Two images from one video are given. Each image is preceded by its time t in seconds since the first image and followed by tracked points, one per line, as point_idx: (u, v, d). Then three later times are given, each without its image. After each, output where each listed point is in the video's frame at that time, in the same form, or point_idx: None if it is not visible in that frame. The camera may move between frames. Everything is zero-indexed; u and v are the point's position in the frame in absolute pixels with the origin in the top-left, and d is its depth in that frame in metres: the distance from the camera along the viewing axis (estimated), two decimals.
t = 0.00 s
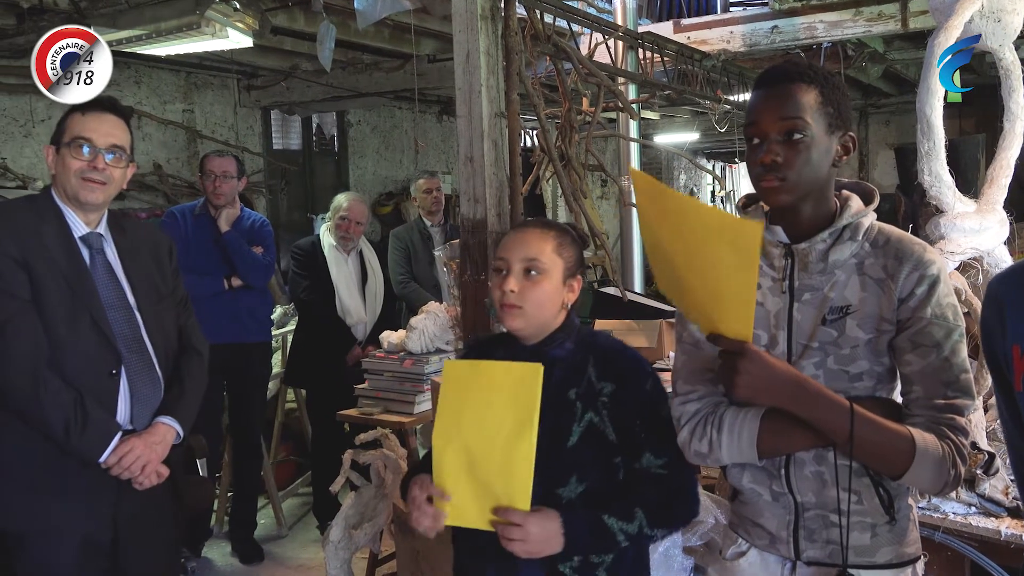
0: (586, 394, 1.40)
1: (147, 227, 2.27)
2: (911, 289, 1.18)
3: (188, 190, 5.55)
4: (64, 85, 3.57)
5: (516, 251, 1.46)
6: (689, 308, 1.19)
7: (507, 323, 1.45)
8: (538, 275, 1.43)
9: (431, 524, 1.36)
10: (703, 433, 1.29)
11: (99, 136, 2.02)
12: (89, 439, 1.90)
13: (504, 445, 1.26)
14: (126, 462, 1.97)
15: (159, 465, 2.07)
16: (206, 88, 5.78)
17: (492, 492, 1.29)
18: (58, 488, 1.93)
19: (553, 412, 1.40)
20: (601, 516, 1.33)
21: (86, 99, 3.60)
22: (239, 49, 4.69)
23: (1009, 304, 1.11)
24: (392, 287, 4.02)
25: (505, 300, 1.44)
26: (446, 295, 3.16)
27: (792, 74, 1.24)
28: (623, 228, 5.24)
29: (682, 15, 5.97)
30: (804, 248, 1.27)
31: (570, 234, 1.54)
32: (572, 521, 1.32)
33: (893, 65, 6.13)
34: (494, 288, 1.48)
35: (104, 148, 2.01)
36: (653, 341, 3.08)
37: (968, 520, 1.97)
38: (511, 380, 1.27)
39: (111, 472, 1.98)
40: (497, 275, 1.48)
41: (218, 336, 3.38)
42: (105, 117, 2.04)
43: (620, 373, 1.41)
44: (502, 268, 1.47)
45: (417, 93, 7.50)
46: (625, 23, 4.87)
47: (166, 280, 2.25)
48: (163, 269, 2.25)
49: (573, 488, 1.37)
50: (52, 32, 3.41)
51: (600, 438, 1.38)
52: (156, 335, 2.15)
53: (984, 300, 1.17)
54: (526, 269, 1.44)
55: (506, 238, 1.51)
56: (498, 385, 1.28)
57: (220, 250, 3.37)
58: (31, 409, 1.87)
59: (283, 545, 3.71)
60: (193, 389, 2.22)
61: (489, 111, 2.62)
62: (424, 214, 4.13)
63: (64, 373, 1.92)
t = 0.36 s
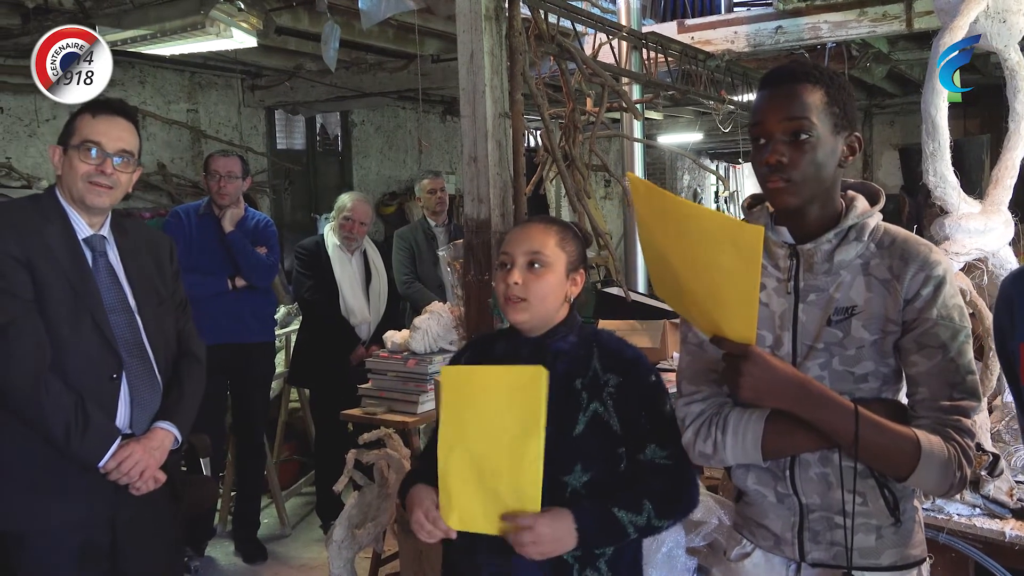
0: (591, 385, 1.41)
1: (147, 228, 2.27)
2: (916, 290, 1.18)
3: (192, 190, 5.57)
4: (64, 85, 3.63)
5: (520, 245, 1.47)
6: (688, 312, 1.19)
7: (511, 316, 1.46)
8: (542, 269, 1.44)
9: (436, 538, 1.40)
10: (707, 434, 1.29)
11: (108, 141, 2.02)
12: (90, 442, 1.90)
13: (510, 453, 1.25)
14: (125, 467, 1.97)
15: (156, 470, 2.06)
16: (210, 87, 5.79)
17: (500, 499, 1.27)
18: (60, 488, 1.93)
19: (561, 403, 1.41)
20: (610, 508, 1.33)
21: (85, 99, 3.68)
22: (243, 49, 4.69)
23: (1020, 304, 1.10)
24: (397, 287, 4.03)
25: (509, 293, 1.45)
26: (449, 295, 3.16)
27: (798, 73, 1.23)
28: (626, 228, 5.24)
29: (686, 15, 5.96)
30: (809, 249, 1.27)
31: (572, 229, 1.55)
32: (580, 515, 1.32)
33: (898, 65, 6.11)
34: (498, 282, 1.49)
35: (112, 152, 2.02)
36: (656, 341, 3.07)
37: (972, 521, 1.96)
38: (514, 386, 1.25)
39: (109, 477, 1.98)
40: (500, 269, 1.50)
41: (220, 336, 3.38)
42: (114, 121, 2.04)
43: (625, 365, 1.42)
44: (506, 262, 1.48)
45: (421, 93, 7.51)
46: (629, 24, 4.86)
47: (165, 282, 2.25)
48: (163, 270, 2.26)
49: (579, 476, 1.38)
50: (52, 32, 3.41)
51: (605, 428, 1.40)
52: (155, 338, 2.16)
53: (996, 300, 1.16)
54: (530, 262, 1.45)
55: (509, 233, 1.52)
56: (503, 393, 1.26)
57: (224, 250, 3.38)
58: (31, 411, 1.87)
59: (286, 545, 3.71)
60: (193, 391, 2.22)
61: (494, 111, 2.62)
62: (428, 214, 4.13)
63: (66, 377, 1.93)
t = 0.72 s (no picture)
0: (588, 384, 1.41)
1: (148, 228, 2.27)
2: (923, 291, 1.18)
3: (195, 189, 5.57)
4: (64, 85, 3.61)
5: (521, 245, 1.47)
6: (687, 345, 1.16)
7: (509, 315, 1.47)
8: (542, 268, 1.45)
9: (423, 543, 1.42)
10: (712, 435, 1.29)
11: (110, 141, 2.02)
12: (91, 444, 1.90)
13: (512, 465, 1.32)
14: (126, 466, 1.97)
15: (157, 470, 2.07)
16: (214, 87, 5.80)
17: (496, 509, 1.32)
18: (62, 488, 1.94)
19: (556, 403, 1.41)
20: (605, 505, 1.34)
21: (85, 99, 3.67)
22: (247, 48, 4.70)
23: None
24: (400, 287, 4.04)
25: (508, 291, 1.46)
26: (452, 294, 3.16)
27: (805, 74, 1.23)
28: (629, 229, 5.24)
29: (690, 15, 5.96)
30: (816, 249, 1.26)
31: (576, 231, 1.55)
32: (576, 515, 1.33)
33: (902, 65, 6.11)
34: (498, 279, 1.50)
35: (115, 153, 2.03)
36: (659, 341, 3.04)
37: (976, 522, 1.96)
38: (529, 403, 1.36)
39: (109, 477, 1.98)
40: (502, 268, 1.50)
41: (223, 335, 3.38)
42: (115, 121, 2.04)
43: (622, 365, 1.41)
44: (507, 260, 1.49)
45: (424, 93, 7.52)
46: (633, 24, 4.86)
47: (165, 283, 2.26)
48: (164, 270, 2.26)
49: (573, 475, 1.38)
50: (52, 32, 3.42)
51: (600, 428, 1.39)
52: (156, 338, 2.16)
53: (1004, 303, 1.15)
54: (530, 262, 1.45)
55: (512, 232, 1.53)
56: (517, 408, 1.36)
57: (227, 250, 3.38)
58: (32, 410, 1.87)
59: (289, 544, 3.71)
60: (194, 390, 2.22)
61: (497, 111, 2.62)
62: (432, 214, 4.13)
63: (67, 378, 1.93)
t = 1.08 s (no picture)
0: (589, 383, 1.41)
1: (149, 227, 2.27)
2: (929, 292, 1.18)
3: (197, 189, 5.58)
4: (64, 85, 3.46)
5: (522, 245, 1.47)
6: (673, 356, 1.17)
7: (510, 314, 1.47)
8: (542, 268, 1.45)
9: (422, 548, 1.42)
10: (714, 435, 1.29)
11: (110, 140, 2.03)
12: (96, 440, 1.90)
13: (512, 468, 1.33)
14: (136, 459, 1.99)
15: (168, 462, 2.08)
16: (216, 87, 5.81)
17: (496, 508, 1.33)
18: (64, 486, 1.94)
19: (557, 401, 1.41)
20: (603, 501, 1.33)
21: (85, 101, 3.49)
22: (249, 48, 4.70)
23: None
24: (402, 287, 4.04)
25: (509, 290, 1.46)
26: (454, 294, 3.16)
27: (811, 74, 1.23)
28: (632, 229, 5.24)
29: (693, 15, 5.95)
30: (820, 249, 1.27)
31: (578, 232, 1.55)
32: (577, 513, 1.32)
33: (906, 65, 6.10)
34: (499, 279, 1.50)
35: (116, 151, 2.03)
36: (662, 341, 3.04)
37: (978, 523, 1.96)
38: (529, 408, 1.36)
39: (120, 469, 1.99)
40: (503, 267, 1.50)
41: (226, 335, 3.39)
42: (111, 119, 2.05)
43: (621, 364, 1.42)
44: (508, 260, 1.49)
45: (427, 93, 7.52)
46: (636, 24, 4.86)
47: (167, 281, 2.25)
48: (167, 269, 2.26)
49: (574, 473, 1.38)
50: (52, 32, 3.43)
51: (601, 426, 1.39)
52: (159, 333, 2.16)
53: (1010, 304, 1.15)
54: (531, 261, 1.45)
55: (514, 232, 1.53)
56: (517, 414, 1.36)
57: (229, 250, 3.38)
58: (36, 407, 1.87)
59: (291, 544, 3.71)
60: (201, 381, 2.22)
61: (499, 111, 2.62)
62: (435, 214, 4.13)
63: (71, 372, 1.92)
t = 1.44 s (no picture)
0: (589, 382, 1.41)
1: (152, 224, 2.26)
2: (927, 292, 1.18)
3: (198, 189, 5.58)
4: (64, 85, 3.32)
5: (522, 245, 1.47)
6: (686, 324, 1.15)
7: (508, 315, 1.47)
8: (542, 269, 1.45)
9: (429, 549, 1.42)
10: (714, 433, 1.29)
11: (109, 140, 2.03)
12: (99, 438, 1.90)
13: (512, 469, 1.33)
14: (140, 458, 1.97)
15: (173, 460, 2.07)
16: (216, 87, 5.81)
17: (497, 506, 1.33)
18: (66, 485, 1.94)
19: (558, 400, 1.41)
20: (605, 500, 1.34)
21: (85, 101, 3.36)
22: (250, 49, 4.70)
23: None
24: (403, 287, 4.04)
25: (508, 291, 1.46)
26: (455, 294, 3.16)
27: (811, 76, 1.23)
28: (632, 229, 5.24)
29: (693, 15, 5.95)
30: (819, 249, 1.27)
31: (576, 233, 1.55)
32: (577, 508, 1.33)
33: (906, 65, 6.09)
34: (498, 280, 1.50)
35: (116, 151, 2.04)
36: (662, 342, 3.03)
37: (978, 522, 1.96)
38: (529, 408, 1.36)
39: (125, 469, 1.98)
40: (501, 268, 1.50)
41: (227, 335, 3.39)
42: (110, 119, 2.05)
43: (623, 365, 1.42)
44: (506, 261, 1.49)
45: (427, 93, 7.53)
46: (636, 24, 4.86)
47: (172, 278, 2.24)
48: (170, 268, 2.26)
49: (575, 472, 1.38)
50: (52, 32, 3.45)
51: (601, 426, 1.39)
52: (163, 331, 2.15)
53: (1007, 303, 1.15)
54: (531, 262, 1.45)
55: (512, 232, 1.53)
56: (517, 414, 1.36)
57: (229, 251, 3.38)
58: (39, 406, 1.88)
59: (292, 544, 3.71)
60: (205, 378, 2.22)
61: (499, 111, 2.62)
62: (434, 215, 4.14)
63: (75, 372, 1.93)
